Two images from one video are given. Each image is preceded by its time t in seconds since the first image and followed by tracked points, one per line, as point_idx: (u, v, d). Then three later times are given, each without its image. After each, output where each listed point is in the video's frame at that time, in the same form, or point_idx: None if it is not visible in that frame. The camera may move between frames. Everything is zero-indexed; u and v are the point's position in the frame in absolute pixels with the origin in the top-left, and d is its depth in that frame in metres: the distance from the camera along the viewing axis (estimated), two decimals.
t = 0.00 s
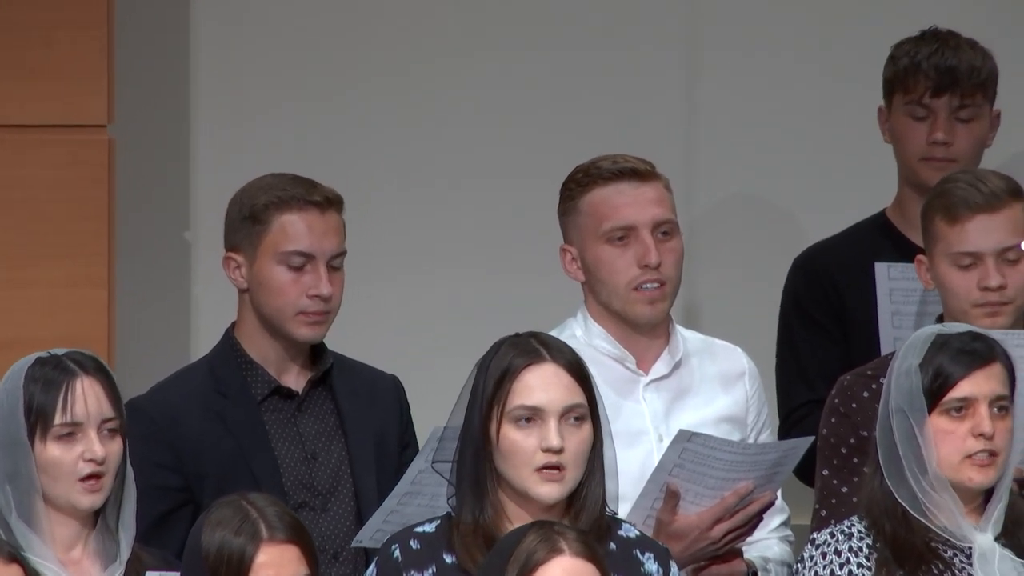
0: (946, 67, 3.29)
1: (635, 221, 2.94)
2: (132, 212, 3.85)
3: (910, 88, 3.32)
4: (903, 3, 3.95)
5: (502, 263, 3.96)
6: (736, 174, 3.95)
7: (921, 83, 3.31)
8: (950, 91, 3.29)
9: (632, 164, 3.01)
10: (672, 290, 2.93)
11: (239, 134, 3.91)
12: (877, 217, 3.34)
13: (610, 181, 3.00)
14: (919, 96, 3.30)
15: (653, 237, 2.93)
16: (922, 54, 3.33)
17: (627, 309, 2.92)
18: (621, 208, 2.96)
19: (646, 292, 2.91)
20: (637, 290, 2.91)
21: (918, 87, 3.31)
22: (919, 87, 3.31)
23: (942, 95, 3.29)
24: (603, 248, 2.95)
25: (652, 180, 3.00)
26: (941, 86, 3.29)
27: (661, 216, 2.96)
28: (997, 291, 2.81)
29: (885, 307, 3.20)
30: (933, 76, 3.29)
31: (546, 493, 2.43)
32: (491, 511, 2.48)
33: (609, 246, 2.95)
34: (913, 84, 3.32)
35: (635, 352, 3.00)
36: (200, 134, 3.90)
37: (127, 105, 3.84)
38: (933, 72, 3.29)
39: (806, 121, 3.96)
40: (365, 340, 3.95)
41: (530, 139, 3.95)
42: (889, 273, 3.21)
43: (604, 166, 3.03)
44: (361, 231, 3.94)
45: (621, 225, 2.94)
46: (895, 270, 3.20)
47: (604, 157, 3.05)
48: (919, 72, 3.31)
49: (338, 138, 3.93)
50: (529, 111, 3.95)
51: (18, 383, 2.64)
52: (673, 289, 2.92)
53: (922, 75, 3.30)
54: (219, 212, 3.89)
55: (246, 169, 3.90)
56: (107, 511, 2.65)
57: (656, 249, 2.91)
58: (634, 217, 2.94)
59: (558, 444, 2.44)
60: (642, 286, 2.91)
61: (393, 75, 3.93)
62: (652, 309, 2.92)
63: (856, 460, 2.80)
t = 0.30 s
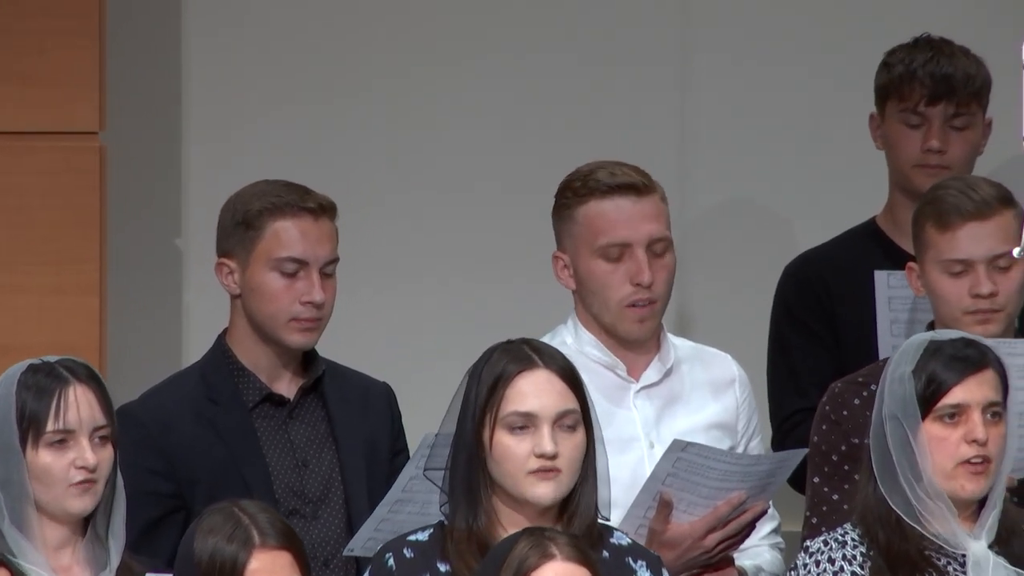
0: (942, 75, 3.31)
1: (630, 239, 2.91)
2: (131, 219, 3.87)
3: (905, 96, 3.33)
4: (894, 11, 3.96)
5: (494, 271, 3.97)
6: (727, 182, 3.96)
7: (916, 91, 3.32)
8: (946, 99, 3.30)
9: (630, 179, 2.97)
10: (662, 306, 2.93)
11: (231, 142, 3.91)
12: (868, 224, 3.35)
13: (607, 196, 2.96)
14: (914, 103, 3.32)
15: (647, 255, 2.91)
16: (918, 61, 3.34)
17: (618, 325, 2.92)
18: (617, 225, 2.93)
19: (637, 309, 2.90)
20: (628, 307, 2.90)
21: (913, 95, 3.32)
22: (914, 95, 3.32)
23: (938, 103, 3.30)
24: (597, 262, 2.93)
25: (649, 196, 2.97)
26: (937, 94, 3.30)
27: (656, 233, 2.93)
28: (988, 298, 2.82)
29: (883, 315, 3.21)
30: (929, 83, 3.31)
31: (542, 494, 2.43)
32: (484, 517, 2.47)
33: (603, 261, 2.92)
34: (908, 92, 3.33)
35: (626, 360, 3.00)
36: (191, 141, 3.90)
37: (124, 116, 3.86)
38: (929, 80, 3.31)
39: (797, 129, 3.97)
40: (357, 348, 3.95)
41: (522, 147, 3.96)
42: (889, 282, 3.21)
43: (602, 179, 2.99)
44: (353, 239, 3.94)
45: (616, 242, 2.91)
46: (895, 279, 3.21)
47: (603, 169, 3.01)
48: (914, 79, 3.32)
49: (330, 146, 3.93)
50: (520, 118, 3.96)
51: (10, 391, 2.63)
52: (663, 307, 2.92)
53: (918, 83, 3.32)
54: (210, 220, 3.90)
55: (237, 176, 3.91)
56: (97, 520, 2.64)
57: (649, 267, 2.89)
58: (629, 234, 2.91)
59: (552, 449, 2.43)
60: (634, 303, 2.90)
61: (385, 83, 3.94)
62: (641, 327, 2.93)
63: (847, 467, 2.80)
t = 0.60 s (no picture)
0: (930, 81, 3.32)
1: (629, 265, 2.87)
2: (125, 222, 3.88)
3: (894, 103, 3.34)
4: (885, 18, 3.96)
5: (486, 277, 3.97)
6: (718, 189, 3.96)
7: (905, 98, 3.33)
8: (935, 105, 3.31)
9: (632, 202, 2.92)
10: (655, 329, 2.91)
11: (222, 148, 3.91)
12: (859, 231, 3.36)
13: (609, 219, 2.91)
14: (903, 110, 3.33)
15: (645, 282, 2.87)
16: (906, 68, 3.36)
17: (610, 346, 2.91)
18: (616, 250, 2.88)
19: (630, 333, 2.89)
20: (621, 330, 2.88)
21: (902, 102, 3.33)
22: (904, 101, 3.33)
23: (927, 109, 3.32)
24: (594, 285, 2.89)
25: (651, 220, 2.92)
26: (926, 100, 3.32)
27: (657, 260, 2.89)
28: (979, 305, 2.83)
29: (878, 322, 3.24)
30: (918, 90, 3.32)
31: (535, 515, 2.44)
32: (479, 532, 2.49)
33: (600, 285, 2.89)
34: (898, 99, 3.34)
35: (617, 369, 3.00)
36: (182, 148, 3.90)
37: (113, 122, 3.87)
38: (917, 87, 3.33)
39: (788, 136, 3.98)
40: (348, 354, 3.95)
41: (513, 153, 3.96)
42: (883, 290, 3.25)
43: (604, 201, 2.94)
44: (345, 244, 3.94)
45: (615, 268, 2.87)
46: (888, 287, 3.25)
47: (605, 189, 2.96)
48: (903, 87, 3.34)
49: (321, 153, 3.94)
50: (512, 124, 3.96)
51: None
52: (655, 331, 2.90)
53: (907, 90, 3.33)
54: (201, 227, 3.90)
55: (228, 182, 3.91)
56: (86, 527, 2.61)
57: (646, 295, 2.86)
58: (628, 261, 2.87)
59: (548, 467, 2.44)
60: (627, 327, 2.88)
61: (376, 90, 3.94)
62: (631, 349, 2.92)
63: (838, 475, 2.81)
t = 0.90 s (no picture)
0: (909, 91, 3.33)
1: (624, 277, 2.87)
2: (115, 229, 3.87)
3: (876, 117, 3.35)
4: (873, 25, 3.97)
5: (477, 283, 3.97)
6: (709, 196, 3.97)
7: (885, 111, 3.34)
8: (915, 117, 3.31)
9: (627, 213, 2.93)
10: (650, 338, 2.92)
11: (213, 155, 3.91)
12: (851, 236, 3.36)
13: (603, 230, 2.92)
14: (885, 124, 3.33)
15: (640, 292, 2.88)
16: (885, 80, 3.37)
17: (605, 355, 2.92)
18: (611, 260, 2.89)
19: (625, 342, 2.90)
20: (617, 340, 2.89)
21: (883, 116, 3.34)
22: (885, 115, 3.34)
23: (908, 122, 3.32)
24: (589, 296, 2.90)
25: (645, 231, 2.93)
26: (906, 112, 3.32)
27: (651, 270, 2.90)
28: (970, 310, 2.84)
29: (869, 329, 3.25)
30: (897, 102, 3.33)
31: (532, 524, 2.44)
32: (477, 540, 2.49)
33: (595, 296, 2.89)
34: (879, 113, 3.35)
35: (611, 376, 3.01)
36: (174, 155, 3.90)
37: (105, 132, 3.87)
38: (897, 99, 3.33)
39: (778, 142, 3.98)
40: (340, 361, 3.95)
41: (504, 160, 3.96)
42: (875, 297, 3.27)
43: (598, 212, 2.94)
44: (336, 251, 3.94)
45: (609, 279, 2.88)
46: (880, 295, 3.27)
47: (600, 200, 2.97)
48: (883, 100, 3.35)
49: (312, 160, 3.93)
50: (502, 131, 3.96)
51: None
52: (650, 340, 2.91)
53: (887, 104, 3.34)
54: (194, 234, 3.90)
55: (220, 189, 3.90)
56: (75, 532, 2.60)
57: (641, 306, 2.86)
58: (622, 272, 2.87)
59: (546, 479, 2.43)
60: (622, 337, 2.89)
61: (367, 96, 3.94)
62: (628, 357, 2.92)
63: (829, 480, 2.81)
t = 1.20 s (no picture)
0: (893, 101, 3.34)
1: (617, 283, 2.87)
2: (110, 236, 3.86)
3: (862, 129, 3.36)
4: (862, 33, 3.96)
5: (468, 291, 3.96)
6: (699, 204, 3.98)
7: (871, 123, 3.35)
8: (900, 127, 3.31)
9: (620, 219, 2.93)
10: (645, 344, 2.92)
11: (204, 163, 3.90)
12: (842, 244, 3.36)
13: (596, 237, 2.92)
14: (871, 135, 3.34)
15: (633, 298, 2.87)
16: (870, 91, 3.38)
17: (601, 360, 2.92)
18: (604, 267, 2.89)
19: (620, 348, 2.90)
20: (612, 346, 2.89)
21: (869, 127, 3.35)
22: (870, 126, 3.35)
23: (893, 132, 3.32)
24: (582, 302, 2.90)
25: (639, 236, 2.93)
26: (891, 123, 3.32)
27: (645, 276, 2.89)
28: (958, 318, 2.85)
29: (862, 336, 3.24)
30: (882, 113, 3.34)
31: (526, 532, 2.43)
32: (471, 550, 2.49)
33: (589, 302, 2.89)
34: (864, 124, 3.36)
35: (605, 383, 3.01)
36: (164, 162, 3.89)
37: (97, 138, 3.86)
38: (881, 110, 3.34)
39: (768, 150, 3.98)
40: (331, 369, 3.95)
41: (495, 169, 3.96)
42: (868, 305, 3.25)
43: (591, 219, 2.94)
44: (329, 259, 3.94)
45: (603, 285, 2.88)
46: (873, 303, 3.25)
47: (593, 206, 2.97)
48: (868, 111, 3.36)
49: (302, 168, 3.93)
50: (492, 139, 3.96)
51: None
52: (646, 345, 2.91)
53: (872, 116, 3.34)
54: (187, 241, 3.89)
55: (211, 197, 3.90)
56: (63, 538, 2.58)
57: (635, 311, 2.86)
58: (615, 278, 2.87)
59: (541, 488, 2.43)
60: (617, 343, 2.89)
61: (357, 105, 3.93)
62: (624, 361, 2.92)
63: (819, 488, 2.81)
